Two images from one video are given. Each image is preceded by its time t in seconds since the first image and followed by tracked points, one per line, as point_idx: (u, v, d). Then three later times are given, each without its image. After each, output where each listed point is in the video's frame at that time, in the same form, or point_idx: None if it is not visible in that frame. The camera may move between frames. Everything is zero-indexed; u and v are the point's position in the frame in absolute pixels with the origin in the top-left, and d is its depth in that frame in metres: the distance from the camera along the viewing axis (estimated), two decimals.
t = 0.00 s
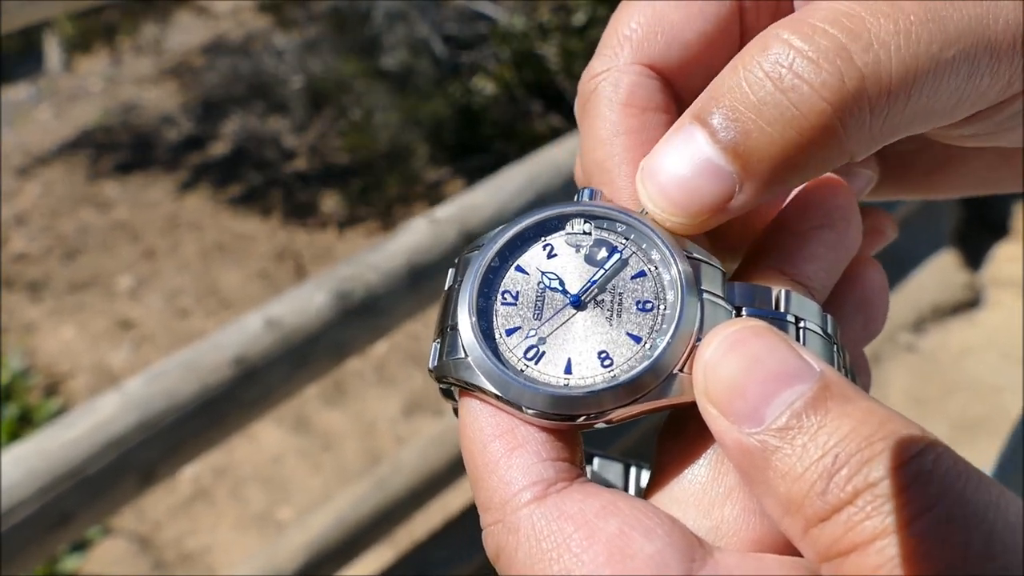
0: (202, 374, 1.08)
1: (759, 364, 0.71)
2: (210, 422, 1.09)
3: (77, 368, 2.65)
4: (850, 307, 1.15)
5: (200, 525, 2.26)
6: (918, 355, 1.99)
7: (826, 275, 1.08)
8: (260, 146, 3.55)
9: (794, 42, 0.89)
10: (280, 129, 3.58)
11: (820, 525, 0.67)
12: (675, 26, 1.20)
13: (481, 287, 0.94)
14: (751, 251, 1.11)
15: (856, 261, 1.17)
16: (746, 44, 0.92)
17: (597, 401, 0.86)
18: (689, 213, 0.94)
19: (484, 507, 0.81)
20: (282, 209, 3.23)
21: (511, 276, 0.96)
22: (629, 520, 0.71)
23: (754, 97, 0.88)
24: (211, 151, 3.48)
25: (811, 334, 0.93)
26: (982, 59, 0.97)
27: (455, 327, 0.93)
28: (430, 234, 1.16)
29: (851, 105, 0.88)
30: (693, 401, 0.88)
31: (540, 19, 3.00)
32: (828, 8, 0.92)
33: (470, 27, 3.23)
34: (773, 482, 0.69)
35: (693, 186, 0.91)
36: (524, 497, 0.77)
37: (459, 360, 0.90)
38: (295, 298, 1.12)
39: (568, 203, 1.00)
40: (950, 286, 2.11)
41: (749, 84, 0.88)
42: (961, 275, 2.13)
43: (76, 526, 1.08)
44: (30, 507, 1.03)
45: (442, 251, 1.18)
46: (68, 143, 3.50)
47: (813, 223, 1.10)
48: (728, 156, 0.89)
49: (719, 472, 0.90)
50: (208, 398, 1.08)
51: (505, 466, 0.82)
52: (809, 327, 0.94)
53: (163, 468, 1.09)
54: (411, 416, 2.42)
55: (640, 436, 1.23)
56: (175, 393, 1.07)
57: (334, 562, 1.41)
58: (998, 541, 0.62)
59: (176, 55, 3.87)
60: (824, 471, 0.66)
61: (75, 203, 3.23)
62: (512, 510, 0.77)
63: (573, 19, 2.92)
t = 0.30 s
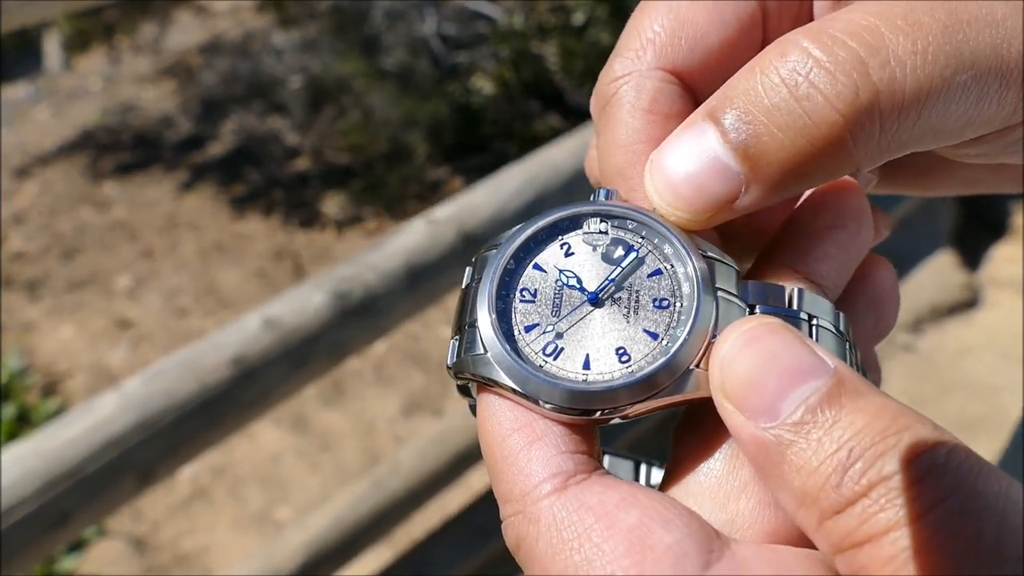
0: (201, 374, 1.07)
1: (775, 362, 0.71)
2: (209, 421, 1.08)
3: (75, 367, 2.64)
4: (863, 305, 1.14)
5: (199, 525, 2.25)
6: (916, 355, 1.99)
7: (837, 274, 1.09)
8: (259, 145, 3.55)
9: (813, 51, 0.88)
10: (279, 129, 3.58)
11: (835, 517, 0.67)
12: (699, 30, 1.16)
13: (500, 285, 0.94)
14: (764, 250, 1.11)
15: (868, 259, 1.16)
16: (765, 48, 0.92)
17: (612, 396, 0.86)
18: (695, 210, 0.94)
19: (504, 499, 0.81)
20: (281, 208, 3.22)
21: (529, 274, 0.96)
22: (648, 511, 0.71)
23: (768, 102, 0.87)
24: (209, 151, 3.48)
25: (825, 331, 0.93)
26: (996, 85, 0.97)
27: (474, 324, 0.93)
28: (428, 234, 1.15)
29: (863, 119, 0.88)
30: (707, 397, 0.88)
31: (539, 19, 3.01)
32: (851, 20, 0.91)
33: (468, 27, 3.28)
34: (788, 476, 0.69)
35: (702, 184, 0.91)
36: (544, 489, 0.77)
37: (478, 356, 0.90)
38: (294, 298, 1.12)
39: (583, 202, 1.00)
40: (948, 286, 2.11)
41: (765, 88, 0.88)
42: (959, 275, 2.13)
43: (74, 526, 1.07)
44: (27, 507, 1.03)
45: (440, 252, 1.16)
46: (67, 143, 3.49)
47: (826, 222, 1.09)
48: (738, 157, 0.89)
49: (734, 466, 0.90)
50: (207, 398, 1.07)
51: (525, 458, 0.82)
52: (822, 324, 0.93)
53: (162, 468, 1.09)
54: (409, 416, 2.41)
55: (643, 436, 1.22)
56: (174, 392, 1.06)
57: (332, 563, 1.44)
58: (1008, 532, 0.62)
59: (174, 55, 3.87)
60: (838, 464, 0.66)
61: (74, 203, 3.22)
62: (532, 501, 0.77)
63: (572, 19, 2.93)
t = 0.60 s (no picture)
0: (199, 374, 1.07)
1: (779, 363, 0.70)
2: (207, 423, 1.09)
3: (73, 368, 2.63)
4: (868, 306, 1.14)
5: (196, 527, 2.25)
6: (914, 356, 1.99)
7: (843, 275, 1.08)
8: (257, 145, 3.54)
9: (815, 54, 0.88)
10: (278, 129, 3.57)
11: (840, 519, 0.67)
12: (705, 34, 1.16)
13: (505, 287, 0.94)
14: (768, 254, 1.11)
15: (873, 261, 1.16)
16: (767, 49, 0.91)
17: (616, 399, 0.86)
18: (693, 208, 0.94)
19: (510, 501, 0.81)
20: (279, 209, 3.22)
21: (534, 275, 0.95)
22: (655, 512, 0.71)
23: (769, 103, 0.87)
24: (207, 151, 3.47)
25: (829, 333, 0.93)
26: (997, 92, 0.97)
27: (479, 326, 0.92)
28: (424, 235, 1.15)
29: (864, 123, 0.88)
30: (712, 399, 0.88)
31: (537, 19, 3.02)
32: (854, 24, 0.91)
33: (466, 28, 3.30)
34: (794, 478, 0.69)
35: (701, 183, 0.91)
36: (550, 491, 0.77)
37: (482, 358, 0.89)
38: (289, 300, 1.12)
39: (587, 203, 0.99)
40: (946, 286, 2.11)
41: (766, 89, 0.88)
42: (957, 275, 2.12)
43: (72, 528, 1.07)
44: (24, 509, 1.01)
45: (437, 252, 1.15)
46: (65, 144, 3.48)
47: (831, 223, 1.09)
48: (737, 157, 0.89)
49: (740, 468, 0.90)
50: (205, 398, 1.07)
51: (530, 460, 0.81)
52: (826, 326, 0.93)
53: (160, 469, 1.09)
54: (407, 417, 2.40)
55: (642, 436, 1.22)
56: (170, 394, 1.06)
57: (333, 564, 1.45)
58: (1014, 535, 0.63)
59: (172, 55, 3.86)
60: (845, 466, 0.66)
61: (72, 204, 3.21)
62: (538, 502, 0.77)
63: (571, 19, 2.93)
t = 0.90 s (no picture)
0: (195, 382, 1.07)
1: (772, 373, 0.70)
2: (202, 428, 1.09)
3: (70, 371, 2.63)
4: (863, 313, 1.14)
5: (194, 530, 2.24)
6: (912, 356, 1.99)
7: (838, 282, 1.08)
8: (255, 146, 3.54)
9: (825, 73, 0.87)
10: (275, 129, 3.56)
11: (834, 534, 0.67)
12: (705, 40, 1.15)
13: (492, 295, 0.94)
14: (762, 260, 1.11)
15: (868, 269, 1.16)
16: (775, 61, 0.90)
17: (606, 409, 0.86)
18: (683, 216, 0.94)
19: (496, 514, 0.81)
20: (277, 210, 3.22)
21: (522, 283, 0.95)
22: (643, 525, 0.71)
23: (772, 121, 0.87)
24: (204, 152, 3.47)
25: (823, 341, 0.93)
26: (999, 125, 0.97)
27: (465, 334, 0.92)
28: (421, 236, 1.16)
29: (864, 150, 0.88)
30: (702, 409, 0.88)
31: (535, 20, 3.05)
32: (867, 44, 0.90)
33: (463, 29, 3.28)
34: (786, 491, 0.69)
35: (695, 191, 0.91)
36: (536, 503, 0.77)
37: (469, 366, 0.89)
38: (286, 303, 1.12)
39: (577, 210, 0.99)
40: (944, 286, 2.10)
41: (771, 107, 0.87)
42: (955, 275, 2.12)
43: (68, 533, 1.07)
44: (21, 513, 1.01)
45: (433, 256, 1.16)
46: (62, 146, 3.48)
47: (826, 230, 1.09)
48: (734, 171, 0.89)
49: (731, 479, 0.90)
50: (200, 404, 1.07)
51: (516, 472, 0.82)
52: (820, 334, 0.93)
53: (155, 474, 1.09)
54: (405, 419, 2.40)
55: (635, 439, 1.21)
56: (167, 398, 1.06)
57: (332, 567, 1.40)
58: (1011, 549, 0.62)
59: (168, 56, 3.85)
60: (838, 479, 0.66)
61: (69, 206, 3.21)
62: (525, 515, 0.77)
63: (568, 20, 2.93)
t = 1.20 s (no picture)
0: (189, 385, 1.07)
1: (758, 379, 0.70)
2: (200, 429, 1.08)
3: (67, 374, 2.62)
4: (854, 315, 1.14)
5: (191, 533, 2.23)
6: (908, 355, 1.99)
7: (827, 284, 1.08)
8: (252, 146, 3.53)
9: (809, 66, 0.87)
10: (272, 130, 3.56)
11: (820, 546, 0.67)
12: (690, 37, 1.15)
13: (470, 298, 0.93)
14: (751, 261, 1.11)
15: (860, 271, 1.16)
16: (761, 54, 0.90)
17: (588, 415, 0.85)
18: (667, 213, 0.94)
19: (473, 522, 0.81)
20: (274, 211, 3.21)
21: (502, 285, 0.95)
22: (624, 536, 0.71)
23: (756, 114, 0.87)
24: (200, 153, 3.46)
25: (812, 345, 0.92)
26: (989, 121, 0.96)
27: (443, 337, 0.92)
28: (414, 238, 1.16)
29: (851, 145, 0.87)
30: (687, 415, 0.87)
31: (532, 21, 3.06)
32: (854, 36, 0.89)
33: (461, 29, 3.33)
34: (771, 500, 0.69)
35: (679, 188, 0.91)
36: (514, 512, 0.77)
37: (446, 371, 0.89)
38: (282, 304, 1.12)
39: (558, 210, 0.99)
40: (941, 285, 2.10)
41: (755, 101, 0.87)
42: (952, 275, 2.11)
43: (62, 537, 1.05)
44: (19, 515, 1.00)
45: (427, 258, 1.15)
46: (59, 147, 3.48)
47: (814, 230, 1.09)
48: (718, 166, 0.89)
49: (716, 489, 0.90)
50: (195, 407, 1.06)
51: (494, 480, 0.81)
52: (809, 338, 0.93)
53: (148, 480, 1.07)
54: (402, 420, 2.41)
55: (631, 440, 1.20)
56: (161, 402, 1.05)
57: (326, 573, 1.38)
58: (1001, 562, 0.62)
59: (165, 57, 3.85)
60: (825, 489, 0.66)
61: (65, 208, 3.20)
62: (502, 525, 0.77)
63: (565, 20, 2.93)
